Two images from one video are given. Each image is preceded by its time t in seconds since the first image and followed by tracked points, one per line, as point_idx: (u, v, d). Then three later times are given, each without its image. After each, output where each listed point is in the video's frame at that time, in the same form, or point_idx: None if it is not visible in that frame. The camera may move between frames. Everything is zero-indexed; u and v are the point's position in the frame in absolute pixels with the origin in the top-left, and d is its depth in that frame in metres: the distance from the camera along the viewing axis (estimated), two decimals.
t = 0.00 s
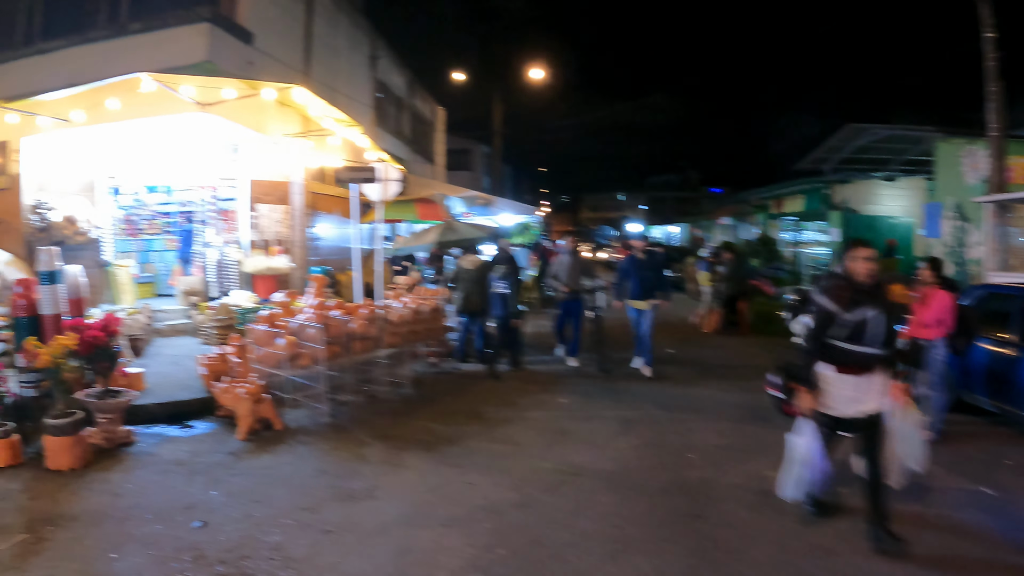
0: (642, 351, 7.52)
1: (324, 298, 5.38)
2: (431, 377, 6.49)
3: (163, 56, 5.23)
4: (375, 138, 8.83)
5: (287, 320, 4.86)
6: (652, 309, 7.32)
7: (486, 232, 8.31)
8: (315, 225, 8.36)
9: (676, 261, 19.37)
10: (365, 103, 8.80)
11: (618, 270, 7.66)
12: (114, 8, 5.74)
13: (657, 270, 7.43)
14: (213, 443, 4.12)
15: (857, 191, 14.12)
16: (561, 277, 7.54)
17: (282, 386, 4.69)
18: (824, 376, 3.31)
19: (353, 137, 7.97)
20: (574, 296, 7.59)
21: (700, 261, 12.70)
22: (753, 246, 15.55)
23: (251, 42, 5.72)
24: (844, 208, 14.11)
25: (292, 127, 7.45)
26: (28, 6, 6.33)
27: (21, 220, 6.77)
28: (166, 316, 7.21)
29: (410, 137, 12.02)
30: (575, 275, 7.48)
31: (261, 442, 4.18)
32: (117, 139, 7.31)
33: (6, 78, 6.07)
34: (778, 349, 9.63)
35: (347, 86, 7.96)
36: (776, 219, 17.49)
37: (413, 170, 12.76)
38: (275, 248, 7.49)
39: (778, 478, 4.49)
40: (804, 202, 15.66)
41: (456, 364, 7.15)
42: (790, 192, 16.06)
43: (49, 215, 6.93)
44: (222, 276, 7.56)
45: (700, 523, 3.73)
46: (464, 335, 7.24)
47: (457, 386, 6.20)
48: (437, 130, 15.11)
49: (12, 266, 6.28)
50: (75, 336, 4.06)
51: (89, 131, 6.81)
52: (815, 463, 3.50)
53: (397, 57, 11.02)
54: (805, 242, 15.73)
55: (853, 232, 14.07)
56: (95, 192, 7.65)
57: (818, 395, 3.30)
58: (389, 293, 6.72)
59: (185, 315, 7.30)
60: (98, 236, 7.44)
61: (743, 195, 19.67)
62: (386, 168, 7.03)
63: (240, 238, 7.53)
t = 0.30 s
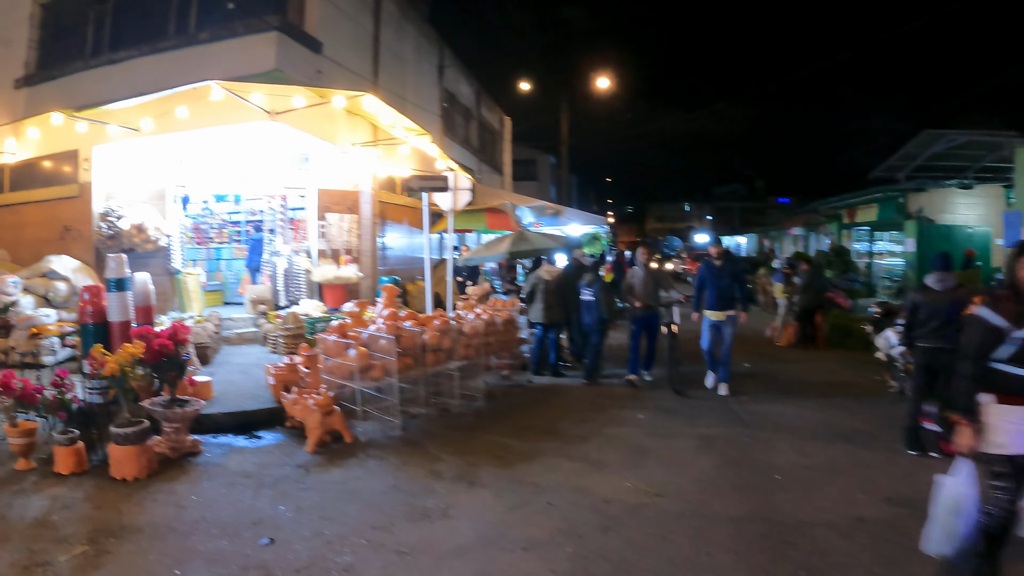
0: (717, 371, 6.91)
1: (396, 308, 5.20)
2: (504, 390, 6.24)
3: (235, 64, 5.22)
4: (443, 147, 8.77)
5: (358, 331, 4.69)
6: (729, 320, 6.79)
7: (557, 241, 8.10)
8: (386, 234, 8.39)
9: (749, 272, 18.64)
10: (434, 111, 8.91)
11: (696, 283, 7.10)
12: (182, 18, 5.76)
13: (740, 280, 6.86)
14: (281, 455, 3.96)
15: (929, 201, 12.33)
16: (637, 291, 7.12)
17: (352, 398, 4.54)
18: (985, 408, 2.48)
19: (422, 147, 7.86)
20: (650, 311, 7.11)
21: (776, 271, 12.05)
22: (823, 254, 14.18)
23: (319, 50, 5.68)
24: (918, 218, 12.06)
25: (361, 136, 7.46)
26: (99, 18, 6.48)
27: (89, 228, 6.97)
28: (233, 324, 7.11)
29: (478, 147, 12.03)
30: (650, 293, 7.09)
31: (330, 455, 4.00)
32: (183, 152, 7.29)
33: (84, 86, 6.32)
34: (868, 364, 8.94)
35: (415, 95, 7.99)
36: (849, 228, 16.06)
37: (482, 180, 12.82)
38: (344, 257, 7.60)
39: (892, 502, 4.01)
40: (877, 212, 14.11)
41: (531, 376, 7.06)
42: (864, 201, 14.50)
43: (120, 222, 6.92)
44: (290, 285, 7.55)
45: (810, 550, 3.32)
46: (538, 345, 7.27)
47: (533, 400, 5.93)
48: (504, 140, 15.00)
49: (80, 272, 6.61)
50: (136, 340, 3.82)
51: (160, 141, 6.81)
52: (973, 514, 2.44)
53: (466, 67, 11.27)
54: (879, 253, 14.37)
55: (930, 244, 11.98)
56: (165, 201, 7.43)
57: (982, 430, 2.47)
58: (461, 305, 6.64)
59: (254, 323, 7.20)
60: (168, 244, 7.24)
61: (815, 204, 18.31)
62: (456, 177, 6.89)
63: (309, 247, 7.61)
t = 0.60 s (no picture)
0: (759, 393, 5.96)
1: (446, 319, 5.05)
2: (555, 403, 6.02)
3: (283, 71, 5.18)
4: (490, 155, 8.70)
5: (407, 342, 4.53)
6: (781, 341, 5.84)
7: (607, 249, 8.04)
8: (433, 244, 8.55)
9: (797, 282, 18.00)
10: (479, 118, 8.79)
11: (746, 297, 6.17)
12: (226, 26, 5.72)
13: (794, 294, 5.88)
14: (327, 469, 3.81)
15: (984, 207, 10.81)
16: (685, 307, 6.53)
17: (399, 411, 4.37)
18: None
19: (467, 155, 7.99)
20: (702, 325, 6.56)
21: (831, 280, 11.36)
22: (872, 264, 13.00)
23: (365, 57, 5.59)
24: (969, 223, 10.82)
25: (406, 145, 7.65)
26: (143, 26, 6.48)
27: (134, 236, 6.92)
28: (277, 333, 7.07)
29: (522, 154, 11.87)
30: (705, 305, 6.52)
31: (378, 470, 3.84)
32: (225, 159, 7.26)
33: (129, 94, 6.35)
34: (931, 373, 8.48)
35: (461, 101, 7.90)
36: (897, 236, 15.49)
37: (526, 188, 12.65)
38: (390, 266, 7.71)
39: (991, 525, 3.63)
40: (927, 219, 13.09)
41: (584, 389, 6.79)
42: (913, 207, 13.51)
43: (164, 230, 6.82)
44: (336, 294, 7.32)
45: None
46: (589, 357, 7.05)
47: (586, 413, 5.70)
48: (548, 147, 14.82)
49: (124, 280, 6.58)
50: (180, 350, 3.69)
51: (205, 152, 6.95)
52: None
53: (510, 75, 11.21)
54: (931, 260, 13.83)
55: (984, 254, 10.76)
56: (209, 209, 7.50)
57: None
58: (510, 316, 6.49)
59: (298, 332, 7.15)
60: (212, 252, 7.17)
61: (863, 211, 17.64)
62: (505, 186, 6.83)
63: (354, 256, 7.64)
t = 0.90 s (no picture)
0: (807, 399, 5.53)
1: (483, 322, 4.92)
2: (595, 409, 5.84)
3: (315, 71, 5.12)
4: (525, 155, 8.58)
5: (443, 347, 4.41)
6: (819, 345, 5.24)
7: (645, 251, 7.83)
8: (467, 246, 8.48)
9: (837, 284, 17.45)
10: (513, 118, 8.65)
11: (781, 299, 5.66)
12: (256, 27, 5.70)
13: (834, 295, 5.35)
14: (360, 478, 3.68)
15: None
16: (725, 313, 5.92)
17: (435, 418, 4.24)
18: None
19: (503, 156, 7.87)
20: (739, 331, 5.75)
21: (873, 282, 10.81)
22: (916, 265, 12.84)
23: (398, 56, 5.50)
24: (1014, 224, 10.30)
25: (440, 145, 7.61)
26: (173, 28, 6.54)
27: (166, 238, 7.03)
28: (310, 336, 6.96)
29: (556, 156, 11.72)
30: (743, 311, 5.88)
31: (413, 479, 3.70)
32: (259, 159, 7.23)
33: (160, 97, 6.38)
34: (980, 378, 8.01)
35: (495, 101, 7.78)
36: (936, 238, 14.87)
37: (560, 191, 12.45)
38: (424, 269, 7.66)
39: None
40: (969, 219, 12.63)
41: (623, 396, 6.54)
42: (955, 207, 13.09)
43: (195, 232, 6.82)
44: (369, 297, 7.35)
45: None
46: (627, 362, 6.77)
47: (627, 420, 5.50)
48: (583, 149, 14.62)
49: (153, 283, 6.62)
50: (209, 354, 3.58)
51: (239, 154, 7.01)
52: None
53: (544, 76, 11.07)
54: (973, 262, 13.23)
55: None
56: (242, 212, 7.29)
57: None
58: (547, 319, 6.34)
59: (331, 336, 7.06)
60: (244, 255, 7.17)
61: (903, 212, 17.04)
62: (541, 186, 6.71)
63: (388, 258, 7.58)
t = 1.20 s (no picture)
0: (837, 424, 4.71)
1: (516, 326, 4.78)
2: (631, 416, 5.65)
3: (344, 68, 5.05)
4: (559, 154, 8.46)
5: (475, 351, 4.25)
6: (860, 362, 4.62)
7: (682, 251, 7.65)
8: (501, 247, 8.40)
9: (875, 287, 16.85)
10: (546, 117, 8.53)
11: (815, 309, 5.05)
12: (284, 24, 5.66)
13: (878, 305, 4.73)
14: (387, 488, 3.57)
15: None
16: (757, 318, 5.45)
17: (465, 425, 4.11)
18: None
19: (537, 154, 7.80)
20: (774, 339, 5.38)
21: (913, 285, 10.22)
22: (955, 266, 12.03)
23: (428, 53, 5.40)
24: None
25: (472, 144, 7.59)
26: (200, 28, 6.57)
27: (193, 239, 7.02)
28: (339, 338, 6.92)
29: (590, 156, 11.53)
30: (778, 318, 5.44)
31: (442, 490, 3.56)
32: (288, 159, 7.32)
33: (188, 97, 6.39)
34: None
35: (528, 100, 7.65)
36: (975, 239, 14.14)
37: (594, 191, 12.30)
38: (456, 270, 7.54)
39: None
40: (1009, 218, 11.88)
41: (659, 400, 6.34)
42: (997, 207, 12.27)
43: (223, 233, 6.79)
44: (400, 299, 7.29)
45: None
46: (663, 367, 6.56)
47: (664, 427, 5.30)
48: (616, 149, 14.38)
49: (180, 284, 6.66)
50: (232, 357, 3.50)
51: (267, 153, 7.03)
52: None
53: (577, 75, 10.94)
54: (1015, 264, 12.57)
55: None
56: (269, 212, 7.34)
57: None
58: (582, 321, 6.17)
59: (361, 338, 6.99)
60: (273, 256, 7.17)
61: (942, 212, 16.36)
62: (575, 185, 6.55)
63: (419, 259, 7.57)
